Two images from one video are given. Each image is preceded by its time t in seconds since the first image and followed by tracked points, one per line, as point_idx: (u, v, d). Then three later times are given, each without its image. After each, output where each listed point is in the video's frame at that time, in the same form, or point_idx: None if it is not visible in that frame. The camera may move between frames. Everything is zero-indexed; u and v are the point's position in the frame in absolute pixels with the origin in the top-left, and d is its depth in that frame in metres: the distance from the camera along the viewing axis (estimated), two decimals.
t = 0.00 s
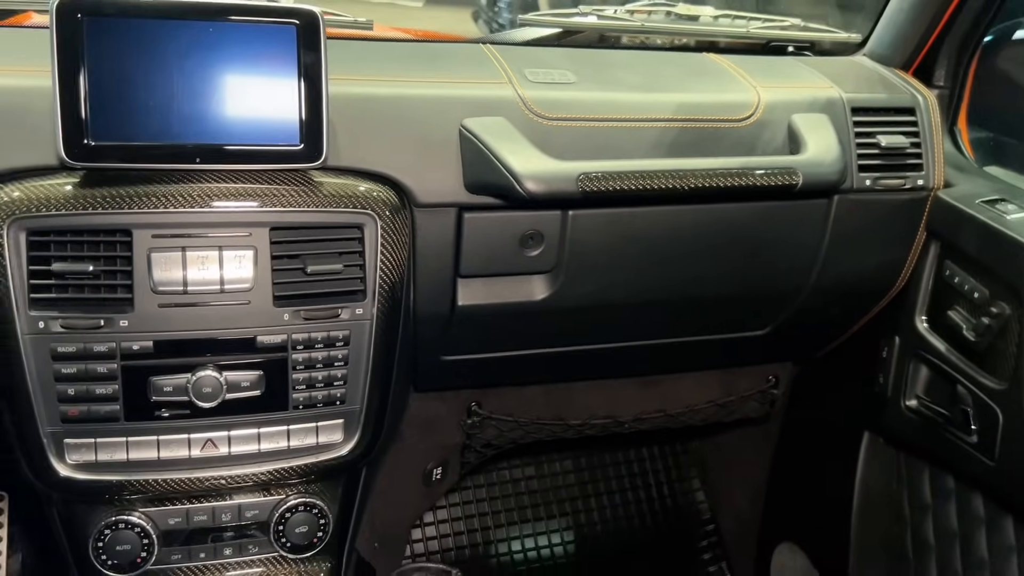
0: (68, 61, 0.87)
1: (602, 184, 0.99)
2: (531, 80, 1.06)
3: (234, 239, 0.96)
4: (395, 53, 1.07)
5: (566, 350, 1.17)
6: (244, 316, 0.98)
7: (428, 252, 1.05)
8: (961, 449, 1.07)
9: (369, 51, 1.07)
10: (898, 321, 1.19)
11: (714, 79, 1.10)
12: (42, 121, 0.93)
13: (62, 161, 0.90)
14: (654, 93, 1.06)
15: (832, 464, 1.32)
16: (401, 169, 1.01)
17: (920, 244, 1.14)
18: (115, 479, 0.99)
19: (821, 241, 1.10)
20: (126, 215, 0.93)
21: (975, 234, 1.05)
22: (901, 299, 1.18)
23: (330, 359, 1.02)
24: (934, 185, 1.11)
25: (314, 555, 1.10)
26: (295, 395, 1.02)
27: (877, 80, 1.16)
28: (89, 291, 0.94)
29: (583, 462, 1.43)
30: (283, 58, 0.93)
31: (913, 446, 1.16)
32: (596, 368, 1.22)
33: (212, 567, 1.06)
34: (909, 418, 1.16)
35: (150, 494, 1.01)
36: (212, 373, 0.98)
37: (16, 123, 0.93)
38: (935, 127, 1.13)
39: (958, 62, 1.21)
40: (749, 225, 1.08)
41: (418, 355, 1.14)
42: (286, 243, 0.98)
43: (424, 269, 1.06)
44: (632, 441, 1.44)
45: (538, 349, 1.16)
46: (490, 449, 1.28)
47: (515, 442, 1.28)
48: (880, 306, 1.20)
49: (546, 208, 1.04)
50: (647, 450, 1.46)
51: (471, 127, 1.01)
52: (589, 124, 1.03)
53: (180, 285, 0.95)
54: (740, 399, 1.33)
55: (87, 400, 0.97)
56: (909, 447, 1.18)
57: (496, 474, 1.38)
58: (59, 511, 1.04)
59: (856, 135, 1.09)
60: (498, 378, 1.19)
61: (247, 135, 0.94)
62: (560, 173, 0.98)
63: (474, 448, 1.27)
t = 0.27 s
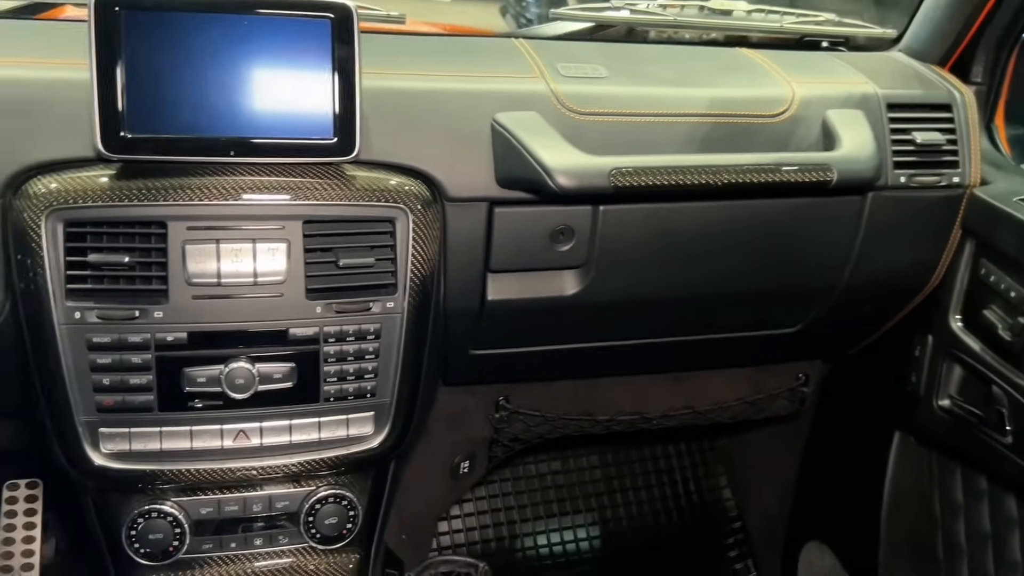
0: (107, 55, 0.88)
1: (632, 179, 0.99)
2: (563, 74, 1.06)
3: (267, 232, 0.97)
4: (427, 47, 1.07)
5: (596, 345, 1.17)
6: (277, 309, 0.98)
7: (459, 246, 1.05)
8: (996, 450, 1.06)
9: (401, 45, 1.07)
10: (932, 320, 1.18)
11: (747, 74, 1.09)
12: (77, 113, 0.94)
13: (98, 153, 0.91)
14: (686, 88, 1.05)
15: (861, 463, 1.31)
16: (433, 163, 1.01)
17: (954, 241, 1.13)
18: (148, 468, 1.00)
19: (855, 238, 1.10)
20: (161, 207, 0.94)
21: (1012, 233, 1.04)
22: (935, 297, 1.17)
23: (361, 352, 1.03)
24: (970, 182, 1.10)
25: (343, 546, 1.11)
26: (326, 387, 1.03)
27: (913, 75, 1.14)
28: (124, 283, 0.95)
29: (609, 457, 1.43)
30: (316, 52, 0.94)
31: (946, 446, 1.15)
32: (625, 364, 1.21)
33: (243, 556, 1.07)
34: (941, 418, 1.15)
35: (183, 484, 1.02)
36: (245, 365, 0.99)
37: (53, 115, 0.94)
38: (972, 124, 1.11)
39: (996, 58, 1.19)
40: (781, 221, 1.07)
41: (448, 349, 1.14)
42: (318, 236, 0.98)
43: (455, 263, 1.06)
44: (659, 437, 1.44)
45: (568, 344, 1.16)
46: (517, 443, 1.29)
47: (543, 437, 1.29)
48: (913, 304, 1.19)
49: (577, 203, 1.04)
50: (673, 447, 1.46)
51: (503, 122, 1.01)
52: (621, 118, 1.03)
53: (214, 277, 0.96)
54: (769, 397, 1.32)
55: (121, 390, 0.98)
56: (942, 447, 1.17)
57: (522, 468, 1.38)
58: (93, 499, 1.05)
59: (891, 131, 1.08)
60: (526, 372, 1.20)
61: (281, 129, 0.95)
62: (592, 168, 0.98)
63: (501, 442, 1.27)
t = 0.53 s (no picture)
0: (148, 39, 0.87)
1: (670, 168, 0.98)
2: (603, 60, 1.05)
3: (304, 218, 0.96)
4: (466, 33, 1.07)
5: (633, 336, 1.16)
6: (314, 295, 0.98)
7: (497, 235, 1.04)
8: None
9: (440, 30, 1.06)
10: (976, 312, 1.17)
11: (792, 62, 1.09)
12: (116, 97, 0.94)
13: (138, 137, 0.91)
14: (730, 75, 1.05)
15: (899, 459, 1.31)
16: (471, 150, 1.00)
17: (999, 235, 1.12)
18: (184, 454, 1.00)
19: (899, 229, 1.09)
20: (199, 192, 0.93)
21: None
22: (979, 290, 1.16)
23: (397, 340, 1.02)
24: (1018, 173, 1.10)
25: (376, 535, 1.11)
26: (362, 374, 1.02)
27: (959, 63, 1.14)
28: (162, 268, 0.95)
29: (641, 451, 1.44)
30: (357, 35, 0.93)
31: (990, 444, 1.15)
32: (661, 356, 1.20)
33: (277, 544, 1.07)
34: (985, 414, 1.15)
35: (219, 470, 1.02)
36: (282, 351, 0.98)
37: (91, 99, 0.94)
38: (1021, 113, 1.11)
39: None
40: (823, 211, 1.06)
41: (484, 339, 1.13)
42: (356, 223, 0.98)
43: (491, 251, 1.05)
44: (692, 431, 1.45)
45: (604, 335, 1.15)
46: (549, 434, 1.28)
47: (575, 428, 1.28)
48: (955, 300, 1.18)
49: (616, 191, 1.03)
50: (706, 441, 1.47)
51: (542, 108, 1.00)
52: (663, 106, 1.02)
53: (252, 263, 0.95)
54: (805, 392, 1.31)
55: (159, 375, 0.98)
56: (985, 444, 1.16)
57: (554, 460, 1.40)
58: (129, 485, 1.06)
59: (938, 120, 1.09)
60: (561, 363, 1.19)
61: (319, 115, 0.94)
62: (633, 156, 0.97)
63: (534, 433, 1.27)
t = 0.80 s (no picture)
0: (173, 27, 0.88)
1: (692, 158, 0.97)
2: (627, 50, 1.05)
3: (326, 207, 0.96)
4: (489, 23, 1.06)
5: (654, 329, 1.15)
6: (335, 284, 0.98)
7: (518, 225, 1.04)
8: None
9: (463, 19, 1.06)
10: (1004, 308, 1.17)
11: (818, 53, 1.10)
12: (140, 85, 0.94)
13: (161, 125, 0.91)
14: (755, 66, 1.05)
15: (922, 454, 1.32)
16: (494, 140, 1.00)
17: None
18: (205, 441, 1.01)
19: (925, 224, 1.09)
20: (222, 180, 0.94)
21: None
22: (1006, 286, 1.16)
23: (418, 329, 1.02)
24: None
25: (395, 524, 1.11)
26: (383, 364, 1.02)
27: (989, 55, 1.14)
28: (185, 256, 0.95)
29: (660, 445, 1.45)
30: (382, 26, 0.93)
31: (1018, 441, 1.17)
32: (682, 349, 1.20)
33: (297, 531, 1.07)
34: (1013, 410, 1.16)
35: (240, 458, 1.02)
36: (303, 340, 0.99)
37: (116, 87, 0.94)
38: None
39: None
40: (850, 203, 1.06)
41: (505, 330, 1.13)
42: (377, 212, 0.98)
43: (512, 242, 1.05)
44: (714, 425, 1.46)
45: (626, 327, 1.14)
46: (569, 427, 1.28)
47: (594, 421, 1.27)
48: (981, 296, 1.18)
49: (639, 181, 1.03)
50: (726, 435, 1.48)
51: (566, 98, 1.00)
52: (689, 96, 1.02)
53: (274, 252, 0.96)
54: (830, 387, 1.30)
55: (181, 362, 0.98)
56: (1012, 440, 1.18)
57: (574, 453, 1.41)
58: (151, 471, 1.06)
59: (967, 113, 1.08)
60: (582, 355, 1.18)
61: (341, 104, 0.94)
62: (658, 146, 0.97)
63: (553, 425, 1.27)
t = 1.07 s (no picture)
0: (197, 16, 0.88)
1: (715, 150, 0.97)
2: (648, 41, 1.05)
3: (345, 198, 0.96)
4: (510, 13, 1.06)
5: (673, 322, 1.15)
6: (354, 274, 0.98)
7: (537, 216, 1.04)
8: None
9: (484, 10, 1.06)
10: None
11: (841, 45, 1.09)
12: (161, 75, 0.95)
13: (182, 114, 0.92)
14: (777, 57, 1.05)
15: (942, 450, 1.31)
16: (514, 131, 1.00)
17: None
18: (224, 429, 1.01)
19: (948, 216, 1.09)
20: (242, 169, 0.94)
21: None
22: None
23: (436, 320, 1.02)
24: None
25: (412, 514, 1.11)
26: (401, 354, 1.02)
27: (1015, 47, 1.13)
28: (205, 245, 0.95)
29: (677, 439, 1.45)
30: (404, 17, 0.93)
31: None
32: (700, 342, 1.19)
33: (315, 520, 1.08)
34: None
35: (258, 446, 1.03)
36: (322, 330, 0.99)
37: (137, 76, 0.94)
38: None
39: None
40: (871, 194, 1.06)
41: (523, 321, 1.13)
42: (396, 203, 0.98)
43: (531, 233, 1.05)
44: (730, 418, 1.46)
45: (645, 320, 1.14)
46: (586, 419, 1.28)
47: (611, 413, 1.27)
48: (1004, 291, 1.17)
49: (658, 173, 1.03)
50: (744, 429, 1.48)
51: (586, 89, 1.00)
52: (710, 88, 1.02)
53: (294, 241, 0.96)
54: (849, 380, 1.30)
55: (201, 350, 0.99)
56: None
57: (591, 445, 1.41)
58: (171, 459, 1.07)
59: (991, 106, 1.08)
60: (600, 347, 1.18)
61: (362, 94, 0.94)
62: (678, 138, 0.97)
63: (570, 418, 1.27)
